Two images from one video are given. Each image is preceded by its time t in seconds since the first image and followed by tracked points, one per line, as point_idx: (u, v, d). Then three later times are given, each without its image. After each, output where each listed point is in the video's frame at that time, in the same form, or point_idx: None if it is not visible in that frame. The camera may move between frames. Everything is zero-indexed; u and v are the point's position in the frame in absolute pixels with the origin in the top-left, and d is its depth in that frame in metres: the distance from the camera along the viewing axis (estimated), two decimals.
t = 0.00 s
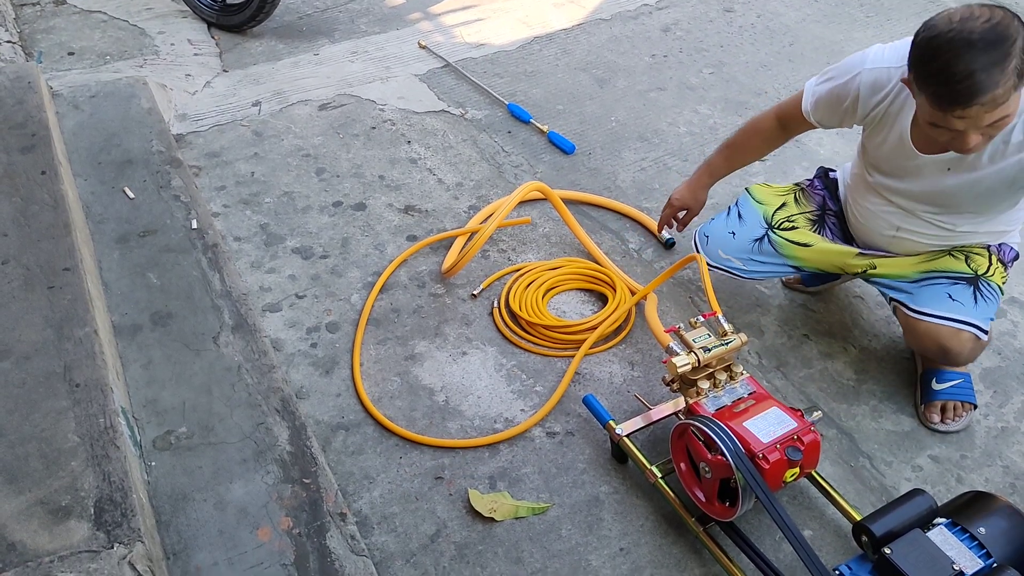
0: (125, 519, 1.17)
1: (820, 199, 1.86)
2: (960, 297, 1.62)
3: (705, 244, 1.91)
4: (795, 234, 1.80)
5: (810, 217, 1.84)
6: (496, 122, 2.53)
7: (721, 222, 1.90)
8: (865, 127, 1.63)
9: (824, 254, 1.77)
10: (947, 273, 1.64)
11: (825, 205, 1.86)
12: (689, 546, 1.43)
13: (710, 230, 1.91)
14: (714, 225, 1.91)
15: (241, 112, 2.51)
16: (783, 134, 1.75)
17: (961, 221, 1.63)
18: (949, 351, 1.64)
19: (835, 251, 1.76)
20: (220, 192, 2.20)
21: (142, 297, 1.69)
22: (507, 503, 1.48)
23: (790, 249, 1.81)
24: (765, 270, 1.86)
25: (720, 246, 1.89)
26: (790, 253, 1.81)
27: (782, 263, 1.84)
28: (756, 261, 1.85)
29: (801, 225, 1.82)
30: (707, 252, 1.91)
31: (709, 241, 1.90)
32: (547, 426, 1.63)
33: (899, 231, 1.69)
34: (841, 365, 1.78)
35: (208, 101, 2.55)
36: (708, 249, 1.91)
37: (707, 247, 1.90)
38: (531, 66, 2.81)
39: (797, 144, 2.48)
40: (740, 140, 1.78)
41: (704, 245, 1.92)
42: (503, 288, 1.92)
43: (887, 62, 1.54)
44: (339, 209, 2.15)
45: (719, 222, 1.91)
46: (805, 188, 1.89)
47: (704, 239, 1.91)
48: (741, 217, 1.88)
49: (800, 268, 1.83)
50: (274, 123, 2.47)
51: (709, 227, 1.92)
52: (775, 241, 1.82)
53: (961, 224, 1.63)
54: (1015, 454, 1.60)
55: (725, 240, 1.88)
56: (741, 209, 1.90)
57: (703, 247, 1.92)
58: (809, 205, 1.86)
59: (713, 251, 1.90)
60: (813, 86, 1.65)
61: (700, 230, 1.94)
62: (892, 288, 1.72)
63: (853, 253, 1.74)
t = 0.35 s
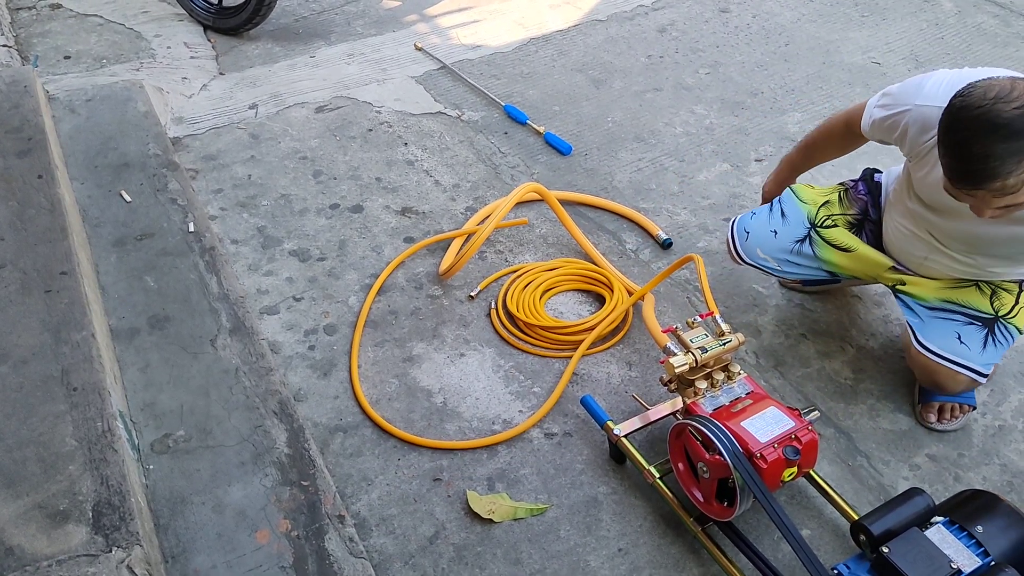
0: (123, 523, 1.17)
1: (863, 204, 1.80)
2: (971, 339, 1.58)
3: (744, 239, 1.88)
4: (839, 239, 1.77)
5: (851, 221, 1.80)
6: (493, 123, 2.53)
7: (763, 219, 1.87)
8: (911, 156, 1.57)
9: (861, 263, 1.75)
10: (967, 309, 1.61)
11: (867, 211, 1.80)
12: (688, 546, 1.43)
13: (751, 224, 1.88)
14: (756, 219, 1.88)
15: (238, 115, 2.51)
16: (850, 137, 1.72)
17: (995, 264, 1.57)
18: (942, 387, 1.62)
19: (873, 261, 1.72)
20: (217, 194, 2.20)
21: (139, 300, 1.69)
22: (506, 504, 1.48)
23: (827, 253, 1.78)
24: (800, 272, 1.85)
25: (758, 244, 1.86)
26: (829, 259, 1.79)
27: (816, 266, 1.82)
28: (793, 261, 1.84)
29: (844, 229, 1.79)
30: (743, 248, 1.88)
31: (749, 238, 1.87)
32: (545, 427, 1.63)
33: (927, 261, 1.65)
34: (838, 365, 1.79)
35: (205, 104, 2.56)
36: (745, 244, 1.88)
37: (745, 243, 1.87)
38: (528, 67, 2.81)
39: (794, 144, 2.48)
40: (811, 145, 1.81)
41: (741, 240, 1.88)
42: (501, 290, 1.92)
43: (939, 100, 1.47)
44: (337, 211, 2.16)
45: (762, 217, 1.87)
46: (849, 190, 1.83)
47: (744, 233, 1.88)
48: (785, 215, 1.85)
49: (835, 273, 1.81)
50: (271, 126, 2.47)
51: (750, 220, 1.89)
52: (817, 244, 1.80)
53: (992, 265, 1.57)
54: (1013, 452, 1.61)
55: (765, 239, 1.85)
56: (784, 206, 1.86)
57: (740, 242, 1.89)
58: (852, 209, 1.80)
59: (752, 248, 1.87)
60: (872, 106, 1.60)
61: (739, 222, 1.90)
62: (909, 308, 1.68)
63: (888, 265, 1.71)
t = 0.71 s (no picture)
0: (120, 523, 1.17)
1: (860, 182, 1.80)
2: (1002, 297, 1.60)
3: (755, 243, 1.86)
4: (850, 220, 1.77)
5: (851, 201, 1.79)
6: (486, 119, 2.53)
7: (768, 222, 1.85)
8: (916, 124, 1.54)
9: (875, 239, 1.76)
10: (992, 268, 1.61)
11: (865, 187, 1.79)
12: (685, 539, 1.44)
13: (758, 229, 1.86)
14: (761, 223, 1.86)
15: (230, 114, 2.51)
16: (823, 107, 1.65)
17: (1008, 226, 1.57)
18: (979, 349, 1.63)
19: (884, 235, 1.74)
20: (210, 194, 2.19)
21: (134, 300, 1.69)
22: (503, 500, 1.48)
23: (840, 239, 1.79)
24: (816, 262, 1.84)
25: (772, 246, 1.84)
26: (844, 243, 1.79)
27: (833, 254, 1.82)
28: (808, 254, 1.83)
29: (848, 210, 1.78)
30: (756, 252, 1.86)
31: (761, 242, 1.85)
32: (542, 422, 1.64)
33: (938, 227, 1.66)
34: (833, 357, 1.79)
35: (197, 104, 2.55)
36: (757, 250, 1.86)
37: (757, 248, 1.85)
38: (521, 63, 2.81)
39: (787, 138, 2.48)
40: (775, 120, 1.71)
41: (751, 246, 1.86)
42: (496, 286, 1.92)
43: (948, 67, 1.44)
44: (331, 209, 2.15)
45: (765, 221, 1.86)
46: (842, 172, 1.83)
47: (755, 238, 1.86)
48: (788, 212, 1.84)
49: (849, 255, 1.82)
50: (264, 125, 2.46)
51: (754, 226, 1.87)
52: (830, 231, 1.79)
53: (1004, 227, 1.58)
54: (1008, 442, 1.61)
55: (776, 239, 1.83)
56: (784, 204, 1.86)
57: (750, 247, 1.87)
58: (850, 189, 1.81)
59: (765, 251, 1.85)
60: (860, 77, 1.54)
61: (744, 230, 1.88)
62: (932, 275, 1.70)
63: (902, 236, 1.72)
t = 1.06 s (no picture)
0: (122, 517, 1.18)
1: (930, 97, 1.55)
2: None
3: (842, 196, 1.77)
4: (930, 147, 1.58)
5: (926, 122, 1.56)
6: (485, 112, 2.53)
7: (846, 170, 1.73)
8: None
9: (969, 156, 1.57)
10: None
11: (936, 101, 1.54)
12: (685, 530, 1.44)
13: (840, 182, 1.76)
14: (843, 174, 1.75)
15: (229, 108, 2.50)
16: None
17: None
18: None
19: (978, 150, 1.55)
20: (210, 188, 2.19)
21: (134, 295, 1.69)
22: (504, 492, 1.49)
23: (929, 166, 1.61)
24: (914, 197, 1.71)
25: (858, 196, 1.74)
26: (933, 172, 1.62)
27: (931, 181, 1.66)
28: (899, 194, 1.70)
29: (926, 137, 1.58)
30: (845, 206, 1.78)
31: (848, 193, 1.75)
32: (542, 414, 1.64)
33: None
34: (834, 348, 1.79)
35: (196, 98, 2.54)
36: (846, 202, 1.77)
37: (845, 202, 1.77)
38: (520, 55, 2.80)
39: (787, 128, 2.48)
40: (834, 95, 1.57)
41: (841, 198, 1.78)
42: (496, 279, 1.92)
43: None
44: (331, 203, 2.15)
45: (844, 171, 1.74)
46: (907, 91, 1.59)
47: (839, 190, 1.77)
48: (864, 153, 1.67)
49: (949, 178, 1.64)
50: (262, 118, 2.46)
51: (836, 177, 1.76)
52: (913, 166, 1.63)
53: None
54: (1008, 431, 1.62)
55: (861, 185, 1.71)
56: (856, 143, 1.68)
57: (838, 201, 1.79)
58: (919, 110, 1.57)
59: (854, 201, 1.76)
60: None
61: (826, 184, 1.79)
62: None
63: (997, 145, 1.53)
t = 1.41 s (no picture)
0: (124, 509, 1.18)
1: None
2: None
3: (955, 213, 1.65)
4: None
5: None
6: (487, 106, 2.52)
7: (958, 190, 1.61)
8: None
9: None
10: None
11: None
12: (686, 524, 1.44)
13: (953, 199, 1.64)
14: (955, 192, 1.62)
15: (230, 101, 2.50)
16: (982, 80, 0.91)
17: None
18: None
19: None
20: (211, 181, 2.19)
21: (135, 288, 1.69)
22: (505, 485, 1.49)
23: None
24: None
25: (974, 215, 1.63)
26: None
27: None
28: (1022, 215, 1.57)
29: None
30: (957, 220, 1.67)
31: (963, 211, 1.64)
32: (544, 408, 1.64)
33: None
34: (835, 342, 1.79)
35: (197, 91, 2.54)
36: (962, 218, 1.66)
37: (957, 219, 1.66)
38: (521, 49, 2.80)
39: (788, 122, 2.47)
40: None
41: (952, 214, 1.66)
42: (497, 273, 1.92)
43: None
44: (332, 196, 2.15)
45: (958, 190, 1.61)
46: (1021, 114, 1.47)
47: (951, 208, 1.65)
48: (978, 176, 1.56)
49: None
50: (264, 112, 2.46)
51: (947, 194, 1.64)
52: None
53: None
54: (1009, 426, 1.61)
55: (977, 205, 1.60)
56: (969, 165, 1.57)
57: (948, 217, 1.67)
58: None
59: (971, 219, 1.64)
60: None
61: (934, 199, 1.67)
62: None
63: None
